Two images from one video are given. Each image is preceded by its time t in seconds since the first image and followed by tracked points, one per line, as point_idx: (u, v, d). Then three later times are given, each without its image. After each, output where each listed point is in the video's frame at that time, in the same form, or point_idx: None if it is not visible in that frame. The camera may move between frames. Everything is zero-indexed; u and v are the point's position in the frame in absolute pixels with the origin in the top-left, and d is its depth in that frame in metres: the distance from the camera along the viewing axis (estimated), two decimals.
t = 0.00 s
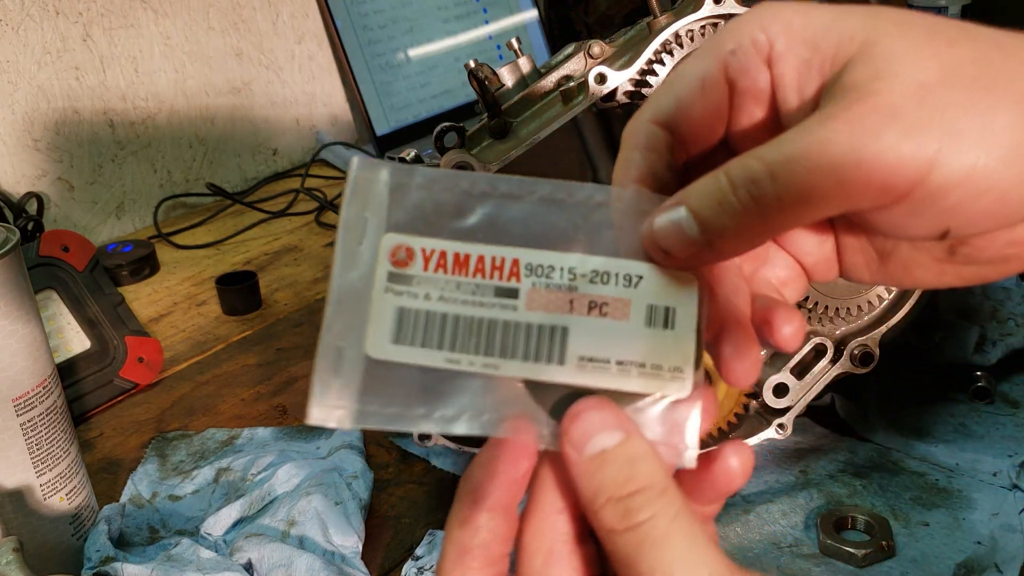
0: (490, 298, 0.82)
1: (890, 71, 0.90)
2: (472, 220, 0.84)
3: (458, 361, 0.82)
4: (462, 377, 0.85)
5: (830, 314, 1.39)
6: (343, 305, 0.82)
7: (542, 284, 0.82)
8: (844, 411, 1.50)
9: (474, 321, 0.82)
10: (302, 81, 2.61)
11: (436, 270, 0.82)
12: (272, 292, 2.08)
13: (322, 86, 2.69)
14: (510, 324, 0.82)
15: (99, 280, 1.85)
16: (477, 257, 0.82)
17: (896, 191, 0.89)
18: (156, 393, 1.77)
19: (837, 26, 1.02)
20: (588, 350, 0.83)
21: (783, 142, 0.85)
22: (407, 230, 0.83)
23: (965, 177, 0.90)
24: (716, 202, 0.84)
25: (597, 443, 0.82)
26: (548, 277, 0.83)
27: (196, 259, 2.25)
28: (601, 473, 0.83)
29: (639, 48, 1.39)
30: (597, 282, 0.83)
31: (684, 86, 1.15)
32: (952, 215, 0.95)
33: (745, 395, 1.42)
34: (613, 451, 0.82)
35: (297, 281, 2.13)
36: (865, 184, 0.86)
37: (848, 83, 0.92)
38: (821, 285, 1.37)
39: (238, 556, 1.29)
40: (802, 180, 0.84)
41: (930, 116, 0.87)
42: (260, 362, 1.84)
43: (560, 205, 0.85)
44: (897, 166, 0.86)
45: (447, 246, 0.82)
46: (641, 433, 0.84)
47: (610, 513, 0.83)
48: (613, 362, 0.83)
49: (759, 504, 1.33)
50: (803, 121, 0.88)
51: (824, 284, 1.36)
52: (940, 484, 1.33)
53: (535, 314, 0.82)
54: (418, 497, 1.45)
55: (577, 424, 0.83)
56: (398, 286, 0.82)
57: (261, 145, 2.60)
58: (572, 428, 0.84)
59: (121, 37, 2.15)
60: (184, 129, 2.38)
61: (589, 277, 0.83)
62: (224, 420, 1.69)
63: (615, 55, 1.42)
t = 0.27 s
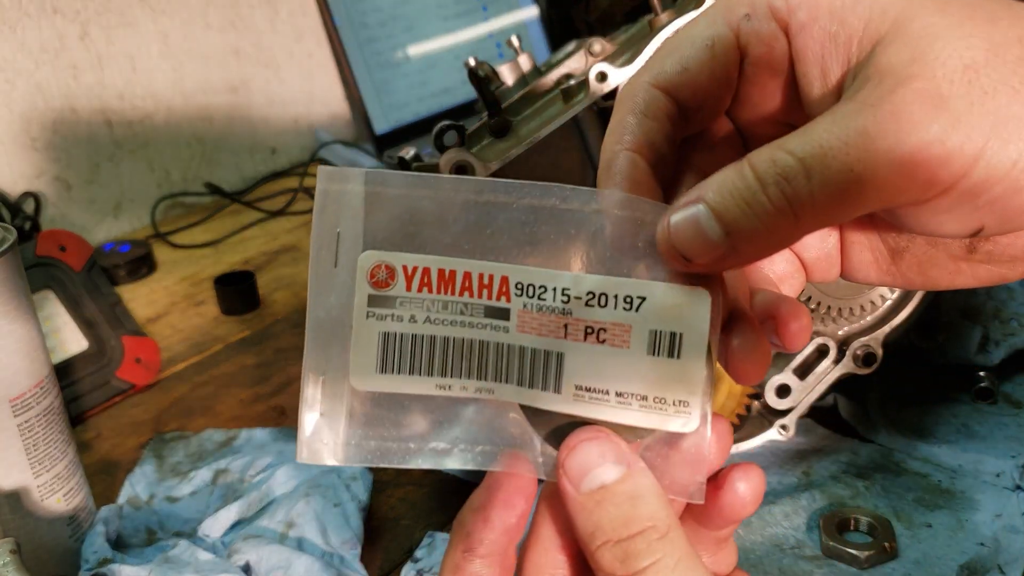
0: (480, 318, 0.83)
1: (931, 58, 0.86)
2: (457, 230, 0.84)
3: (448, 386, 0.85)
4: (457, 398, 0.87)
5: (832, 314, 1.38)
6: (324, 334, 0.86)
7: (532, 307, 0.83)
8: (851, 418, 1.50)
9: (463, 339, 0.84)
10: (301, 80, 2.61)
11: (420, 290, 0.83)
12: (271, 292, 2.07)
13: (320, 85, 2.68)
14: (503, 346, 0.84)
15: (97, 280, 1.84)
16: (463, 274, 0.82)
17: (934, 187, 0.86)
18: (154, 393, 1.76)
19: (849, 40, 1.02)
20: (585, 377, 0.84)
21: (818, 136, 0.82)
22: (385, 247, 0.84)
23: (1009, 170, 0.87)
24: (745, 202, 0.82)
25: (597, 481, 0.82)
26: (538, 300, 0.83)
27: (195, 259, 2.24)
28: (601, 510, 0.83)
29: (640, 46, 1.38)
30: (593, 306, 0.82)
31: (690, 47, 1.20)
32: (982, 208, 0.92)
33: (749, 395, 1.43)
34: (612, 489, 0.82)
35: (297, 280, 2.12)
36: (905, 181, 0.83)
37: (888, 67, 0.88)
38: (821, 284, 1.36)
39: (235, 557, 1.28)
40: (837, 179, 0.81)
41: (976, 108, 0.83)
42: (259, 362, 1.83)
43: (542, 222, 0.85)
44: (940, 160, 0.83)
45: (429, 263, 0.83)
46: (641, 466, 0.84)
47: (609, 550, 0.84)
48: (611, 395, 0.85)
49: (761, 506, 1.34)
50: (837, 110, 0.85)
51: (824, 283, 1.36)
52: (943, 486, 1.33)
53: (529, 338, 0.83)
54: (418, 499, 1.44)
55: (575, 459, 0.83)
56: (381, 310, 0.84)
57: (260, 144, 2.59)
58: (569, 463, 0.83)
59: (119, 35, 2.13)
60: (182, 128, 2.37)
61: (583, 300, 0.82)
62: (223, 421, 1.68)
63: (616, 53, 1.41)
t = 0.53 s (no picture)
0: (479, 330, 0.82)
1: (937, 14, 0.82)
2: (444, 240, 0.84)
3: (452, 409, 0.84)
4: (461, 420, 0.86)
5: (832, 314, 1.38)
6: (310, 370, 0.83)
7: (536, 311, 0.82)
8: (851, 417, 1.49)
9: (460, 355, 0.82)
10: (301, 79, 2.61)
11: (409, 309, 0.81)
12: (271, 292, 2.07)
13: (320, 85, 2.68)
14: (506, 355, 0.83)
15: (97, 280, 1.84)
16: (458, 284, 0.81)
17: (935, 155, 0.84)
18: (154, 393, 1.76)
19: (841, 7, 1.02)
20: (598, 381, 0.83)
21: (817, 99, 0.81)
22: (363, 267, 0.82)
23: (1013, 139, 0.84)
24: (740, 167, 0.82)
25: (626, 491, 0.83)
26: (541, 303, 0.82)
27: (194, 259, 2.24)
28: (631, 521, 0.84)
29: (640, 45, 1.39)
30: (601, 304, 0.81)
31: (687, 14, 1.23)
32: (984, 184, 0.90)
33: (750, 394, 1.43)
34: (641, 500, 0.83)
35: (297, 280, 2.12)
36: (901, 147, 0.81)
37: (886, 25, 0.85)
38: (821, 284, 1.35)
39: (235, 558, 1.28)
40: (832, 143, 0.81)
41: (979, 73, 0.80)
42: (259, 362, 1.83)
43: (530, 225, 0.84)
44: (938, 128, 0.81)
45: (417, 279, 0.81)
46: (672, 473, 0.85)
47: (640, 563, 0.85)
48: (632, 394, 0.83)
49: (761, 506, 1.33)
50: (837, 70, 0.84)
51: (824, 282, 1.35)
52: (943, 486, 1.32)
53: (535, 344, 0.83)
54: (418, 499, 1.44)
55: (600, 470, 0.83)
56: (369, 336, 0.82)
57: (259, 144, 2.59)
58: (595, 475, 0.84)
59: (119, 36, 2.13)
60: (182, 128, 2.37)
61: (589, 297, 0.81)
62: (223, 421, 1.68)
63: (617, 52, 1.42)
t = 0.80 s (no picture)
0: (450, 342, 0.83)
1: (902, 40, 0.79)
2: (418, 257, 0.87)
3: (418, 424, 0.83)
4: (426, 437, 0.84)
5: (834, 313, 1.38)
6: (277, 378, 0.84)
7: (507, 321, 0.83)
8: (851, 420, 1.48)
9: (428, 367, 0.83)
10: (300, 78, 2.60)
11: (382, 322, 0.83)
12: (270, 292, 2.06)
13: (320, 84, 2.67)
14: (475, 367, 0.83)
15: (95, 280, 1.83)
16: (431, 294, 0.84)
17: (897, 180, 0.80)
18: (152, 394, 1.75)
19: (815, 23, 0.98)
20: (569, 389, 0.82)
21: (776, 121, 0.81)
22: (339, 280, 0.85)
23: (981, 162, 0.79)
24: (702, 188, 0.83)
25: (602, 508, 0.78)
26: (512, 313, 0.83)
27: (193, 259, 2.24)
28: (607, 538, 0.80)
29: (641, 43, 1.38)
30: (571, 311, 0.83)
31: (672, 32, 1.20)
32: (963, 206, 0.84)
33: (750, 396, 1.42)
34: (617, 517, 0.79)
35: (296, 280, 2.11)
36: (859, 171, 0.78)
37: (853, 49, 0.83)
38: (823, 284, 1.36)
39: (234, 559, 1.26)
40: (788, 168, 0.80)
41: (938, 95, 0.76)
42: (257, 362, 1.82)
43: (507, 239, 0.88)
44: (897, 152, 0.77)
45: (391, 293, 0.84)
46: (650, 487, 0.81)
47: None
48: (604, 402, 0.82)
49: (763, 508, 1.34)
50: (802, 93, 0.82)
51: (825, 281, 1.36)
52: (946, 486, 1.31)
53: (505, 354, 0.83)
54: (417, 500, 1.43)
55: (573, 486, 0.78)
56: (341, 347, 0.83)
57: (258, 143, 2.59)
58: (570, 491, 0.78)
59: (118, 34, 2.12)
60: (181, 127, 2.36)
61: (559, 304, 0.83)
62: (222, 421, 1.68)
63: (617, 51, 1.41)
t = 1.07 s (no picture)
0: (437, 339, 0.83)
1: (904, 25, 0.78)
2: (406, 250, 0.86)
3: (403, 421, 0.83)
4: (411, 434, 0.85)
5: (834, 314, 1.38)
6: (266, 372, 0.84)
7: (493, 319, 0.83)
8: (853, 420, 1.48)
9: (414, 364, 0.83)
10: (300, 78, 2.60)
11: (369, 317, 0.84)
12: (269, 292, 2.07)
13: (320, 84, 2.67)
14: (460, 364, 0.83)
15: (94, 280, 1.83)
16: (417, 292, 0.84)
17: (901, 166, 0.80)
18: (151, 394, 1.75)
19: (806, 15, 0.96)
20: (553, 390, 0.83)
21: (778, 108, 0.80)
22: (328, 273, 0.85)
23: (983, 150, 0.79)
24: (701, 176, 0.82)
25: (581, 508, 0.77)
26: (498, 310, 0.83)
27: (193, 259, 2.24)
28: (587, 539, 0.78)
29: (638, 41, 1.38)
30: (558, 311, 0.83)
31: (664, 18, 1.21)
32: (958, 194, 0.85)
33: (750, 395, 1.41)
34: (596, 515, 0.77)
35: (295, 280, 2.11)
36: (864, 159, 0.78)
37: (852, 35, 0.82)
38: (822, 283, 1.35)
39: (234, 559, 1.26)
40: (791, 155, 0.79)
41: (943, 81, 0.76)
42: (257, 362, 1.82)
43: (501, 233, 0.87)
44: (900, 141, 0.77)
45: (378, 288, 0.84)
46: (629, 490, 0.79)
47: None
48: (588, 404, 0.82)
49: (763, 508, 1.33)
50: (802, 79, 0.81)
51: (825, 281, 1.35)
52: (946, 486, 1.31)
53: (491, 353, 0.83)
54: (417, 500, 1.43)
55: (554, 485, 0.78)
56: (329, 342, 0.84)
57: (258, 143, 2.59)
58: (550, 490, 0.78)
59: (118, 35, 2.12)
60: (180, 127, 2.36)
61: (546, 303, 0.83)
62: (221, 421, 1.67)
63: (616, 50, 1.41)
